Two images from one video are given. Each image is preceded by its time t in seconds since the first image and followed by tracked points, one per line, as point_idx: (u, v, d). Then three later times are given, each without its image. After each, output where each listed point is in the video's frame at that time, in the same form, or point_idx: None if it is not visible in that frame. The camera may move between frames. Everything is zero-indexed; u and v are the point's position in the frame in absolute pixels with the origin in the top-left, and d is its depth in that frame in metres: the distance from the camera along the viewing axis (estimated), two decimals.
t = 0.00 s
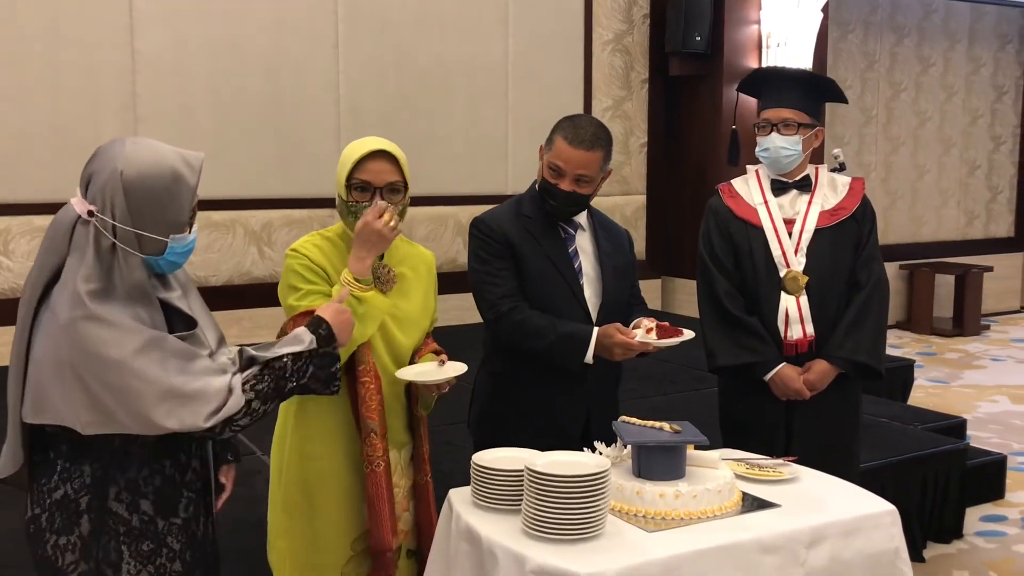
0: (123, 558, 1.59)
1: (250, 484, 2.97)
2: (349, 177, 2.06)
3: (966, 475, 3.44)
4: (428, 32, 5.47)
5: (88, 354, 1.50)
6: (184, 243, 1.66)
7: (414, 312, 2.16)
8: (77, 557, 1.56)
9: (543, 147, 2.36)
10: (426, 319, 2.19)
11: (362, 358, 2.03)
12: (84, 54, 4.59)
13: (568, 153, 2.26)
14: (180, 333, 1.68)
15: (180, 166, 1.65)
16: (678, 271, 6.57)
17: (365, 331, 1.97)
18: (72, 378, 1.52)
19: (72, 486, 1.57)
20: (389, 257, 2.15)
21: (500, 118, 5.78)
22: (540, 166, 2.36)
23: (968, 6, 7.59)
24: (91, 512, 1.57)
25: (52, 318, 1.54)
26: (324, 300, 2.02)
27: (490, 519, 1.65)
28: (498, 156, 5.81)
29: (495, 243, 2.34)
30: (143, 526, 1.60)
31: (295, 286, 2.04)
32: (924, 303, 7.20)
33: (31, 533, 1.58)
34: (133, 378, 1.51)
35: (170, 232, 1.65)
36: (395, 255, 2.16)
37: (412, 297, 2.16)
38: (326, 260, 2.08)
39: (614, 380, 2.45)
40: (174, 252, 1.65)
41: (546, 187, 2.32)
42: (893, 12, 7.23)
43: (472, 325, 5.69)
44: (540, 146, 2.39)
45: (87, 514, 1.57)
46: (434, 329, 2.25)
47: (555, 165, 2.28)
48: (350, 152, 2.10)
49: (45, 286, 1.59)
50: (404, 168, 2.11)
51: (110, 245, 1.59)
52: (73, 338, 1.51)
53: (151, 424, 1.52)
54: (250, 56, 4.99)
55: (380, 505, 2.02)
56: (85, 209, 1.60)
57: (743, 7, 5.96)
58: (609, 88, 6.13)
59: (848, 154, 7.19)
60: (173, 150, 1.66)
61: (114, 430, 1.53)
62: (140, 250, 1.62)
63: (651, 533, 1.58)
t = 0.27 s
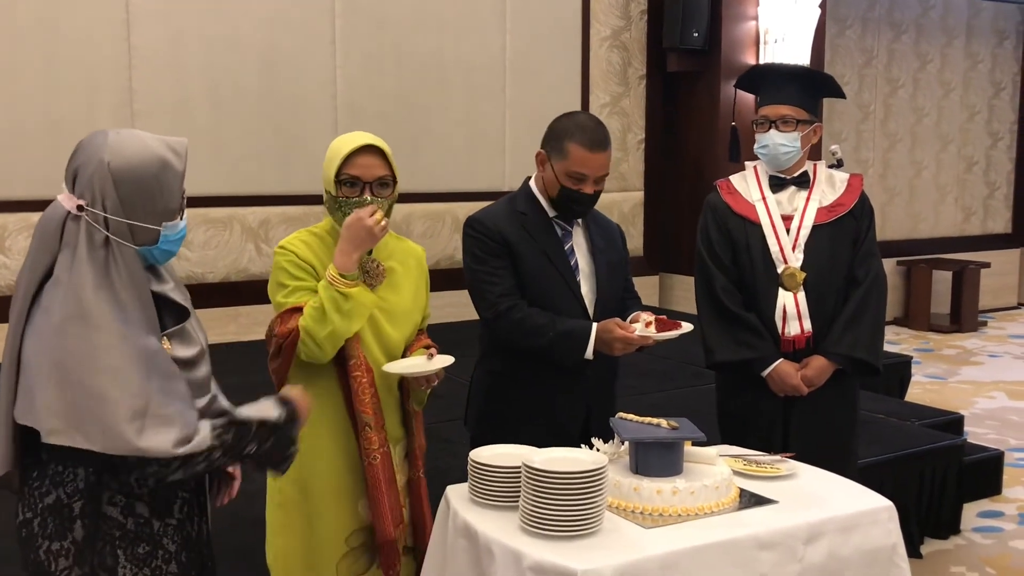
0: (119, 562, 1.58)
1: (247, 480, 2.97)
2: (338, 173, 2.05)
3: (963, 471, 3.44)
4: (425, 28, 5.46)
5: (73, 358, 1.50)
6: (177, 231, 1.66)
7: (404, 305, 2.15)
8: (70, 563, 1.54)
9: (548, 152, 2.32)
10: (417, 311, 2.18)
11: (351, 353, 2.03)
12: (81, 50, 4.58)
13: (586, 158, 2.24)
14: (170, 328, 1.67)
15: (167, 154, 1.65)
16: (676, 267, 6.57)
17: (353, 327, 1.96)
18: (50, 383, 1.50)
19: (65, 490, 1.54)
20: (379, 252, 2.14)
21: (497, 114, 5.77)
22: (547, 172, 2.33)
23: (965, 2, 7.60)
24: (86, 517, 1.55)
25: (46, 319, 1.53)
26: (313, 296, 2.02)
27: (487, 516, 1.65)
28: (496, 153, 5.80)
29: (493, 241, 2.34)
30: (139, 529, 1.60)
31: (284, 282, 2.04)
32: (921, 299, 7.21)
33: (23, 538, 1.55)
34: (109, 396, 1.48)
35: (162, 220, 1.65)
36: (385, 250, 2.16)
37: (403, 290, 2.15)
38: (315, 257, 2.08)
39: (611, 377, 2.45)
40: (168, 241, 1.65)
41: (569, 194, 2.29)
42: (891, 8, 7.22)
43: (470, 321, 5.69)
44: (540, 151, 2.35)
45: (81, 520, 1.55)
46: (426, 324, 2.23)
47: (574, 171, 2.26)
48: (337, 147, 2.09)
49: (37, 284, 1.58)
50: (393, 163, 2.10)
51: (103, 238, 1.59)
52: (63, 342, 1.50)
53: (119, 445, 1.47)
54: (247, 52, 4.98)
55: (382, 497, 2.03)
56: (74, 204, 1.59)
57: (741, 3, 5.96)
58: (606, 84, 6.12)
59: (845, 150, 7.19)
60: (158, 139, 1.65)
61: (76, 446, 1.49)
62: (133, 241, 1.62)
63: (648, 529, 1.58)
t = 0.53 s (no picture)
0: (111, 565, 1.59)
1: (245, 479, 2.97)
2: (338, 175, 2.03)
3: (961, 470, 3.44)
4: (423, 27, 5.45)
5: (57, 356, 1.52)
6: (173, 222, 1.69)
7: (400, 300, 2.17)
8: (63, 566, 1.56)
9: (546, 145, 2.32)
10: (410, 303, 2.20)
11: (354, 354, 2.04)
12: (78, 49, 4.57)
13: (582, 149, 2.24)
14: (164, 323, 1.70)
15: (160, 146, 1.68)
16: (674, 265, 6.57)
17: (361, 326, 1.99)
18: (37, 378, 1.52)
19: (56, 493, 1.56)
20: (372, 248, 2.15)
21: (495, 113, 5.77)
22: (543, 165, 2.33)
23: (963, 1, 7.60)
24: (77, 520, 1.57)
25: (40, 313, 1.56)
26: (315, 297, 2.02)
27: (484, 514, 1.64)
28: (493, 151, 5.80)
29: (494, 238, 2.33)
30: (131, 531, 1.61)
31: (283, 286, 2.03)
32: (919, 297, 7.21)
33: (17, 539, 1.58)
34: (96, 394, 1.51)
35: (158, 212, 1.68)
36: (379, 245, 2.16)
37: (397, 285, 2.16)
38: (312, 257, 2.07)
39: (610, 376, 2.46)
40: (164, 232, 1.68)
41: (565, 186, 2.29)
42: (889, 6, 7.22)
43: (468, 320, 5.69)
44: (536, 145, 2.35)
45: (72, 523, 1.57)
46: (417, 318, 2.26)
47: (570, 162, 2.26)
48: (332, 147, 2.06)
49: (32, 280, 1.60)
50: (389, 163, 2.10)
51: (99, 232, 1.61)
52: (55, 338, 1.53)
53: (98, 445, 1.50)
54: (244, 51, 4.97)
55: (370, 500, 2.02)
56: (70, 198, 1.61)
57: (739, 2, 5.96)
58: (604, 82, 6.12)
59: (843, 148, 7.19)
60: (152, 132, 1.68)
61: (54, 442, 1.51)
62: (130, 233, 1.65)
63: (646, 527, 1.58)
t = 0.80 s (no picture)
0: (106, 567, 1.58)
1: (244, 480, 2.96)
2: (357, 182, 2.02)
3: (960, 470, 3.44)
4: (422, 27, 5.45)
5: (53, 348, 1.53)
6: (163, 214, 1.70)
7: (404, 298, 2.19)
8: (58, 568, 1.55)
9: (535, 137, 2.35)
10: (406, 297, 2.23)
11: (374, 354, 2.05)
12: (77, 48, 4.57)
13: (563, 137, 2.26)
14: (158, 317, 1.71)
15: (149, 137, 1.69)
16: (673, 265, 6.58)
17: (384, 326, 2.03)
18: (30, 370, 1.53)
19: (51, 495, 1.57)
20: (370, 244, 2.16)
21: (494, 113, 5.77)
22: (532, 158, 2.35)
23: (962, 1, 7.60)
24: (72, 522, 1.57)
25: (35, 307, 1.57)
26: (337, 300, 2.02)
27: (483, 515, 1.65)
28: (493, 151, 5.80)
29: (495, 236, 2.32)
30: (126, 533, 1.61)
31: (300, 290, 2.01)
32: (918, 297, 7.21)
33: (12, 542, 1.57)
34: (88, 385, 1.52)
35: (148, 202, 1.69)
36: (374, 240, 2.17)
37: (399, 282, 2.18)
38: (322, 260, 2.06)
39: (609, 375, 2.46)
40: (155, 223, 1.69)
41: (547, 176, 2.30)
42: (888, 7, 7.23)
43: (468, 320, 5.69)
44: (528, 140, 2.38)
45: (67, 525, 1.57)
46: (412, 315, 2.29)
47: (551, 150, 2.27)
48: (345, 153, 2.04)
49: (24, 277, 1.61)
50: (397, 164, 2.12)
51: (90, 224, 1.62)
52: (48, 332, 1.54)
53: (93, 435, 1.51)
54: (243, 51, 4.97)
55: (381, 499, 2.02)
56: (60, 191, 1.63)
57: (738, 2, 5.96)
58: (604, 82, 6.12)
59: (842, 149, 7.19)
60: (141, 124, 1.70)
61: (48, 434, 1.52)
62: (121, 225, 1.66)
63: (645, 527, 1.58)
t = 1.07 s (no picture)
0: (105, 566, 1.59)
1: (244, 480, 2.97)
2: (387, 189, 2.02)
3: (960, 471, 3.44)
4: (423, 27, 5.45)
5: (50, 341, 1.53)
6: (157, 205, 1.70)
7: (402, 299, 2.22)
8: (58, 567, 1.55)
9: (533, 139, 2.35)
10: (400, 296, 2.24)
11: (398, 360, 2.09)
12: (77, 48, 4.57)
13: (560, 136, 2.26)
14: (155, 311, 1.72)
15: (141, 128, 1.69)
16: (673, 266, 6.57)
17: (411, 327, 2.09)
18: (27, 363, 1.52)
19: (51, 494, 1.57)
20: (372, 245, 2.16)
21: (495, 114, 5.77)
22: (531, 159, 2.35)
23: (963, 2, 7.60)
24: (71, 520, 1.58)
25: (32, 301, 1.56)
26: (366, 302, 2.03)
27: (483, 516, 1.64)
28: (493, 151, 5.79)
29: (495, 237, 2.32)
30: (125, 532, 1.61)
31: (333, 296, 1.98)
32: (919, 299, 7.21)
33: (12, 543, 1.58)
34: (86, 377, 1.53)
35: (142, 194, 1.69)
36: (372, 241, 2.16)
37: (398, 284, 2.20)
38: (345, 264, 2.04)
39: (610, 377, 2.46)
40: (149, 215, 1.69)
41: (545, 175, 2.30)
42: (889, 8, 7.23)
43: (468, 321, 5.69)
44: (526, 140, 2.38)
45: (66, 523, 1.57)
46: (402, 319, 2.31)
47: (548, 149, 2.27)
48: (369, 161, 2.03)
49: (20, 274, 1.61)
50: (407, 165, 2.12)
51: (84, 217, 1.62)
52: (45, 325, 1.54)
53: (90, 424, 1.51)
54: (244, 51, 4.97)
55: (411, 493, 2.07)
56: (54, 184, 1.63)
57: (739, 3, 5.96)
58: (604, 83, 6.12)
59: (843, 150, 7.19)
60: (133, 117, 1.70)
61: (44, 425, 1.52)
62: (116, 217, 1.67)
63: (646, 529, 1.57)
